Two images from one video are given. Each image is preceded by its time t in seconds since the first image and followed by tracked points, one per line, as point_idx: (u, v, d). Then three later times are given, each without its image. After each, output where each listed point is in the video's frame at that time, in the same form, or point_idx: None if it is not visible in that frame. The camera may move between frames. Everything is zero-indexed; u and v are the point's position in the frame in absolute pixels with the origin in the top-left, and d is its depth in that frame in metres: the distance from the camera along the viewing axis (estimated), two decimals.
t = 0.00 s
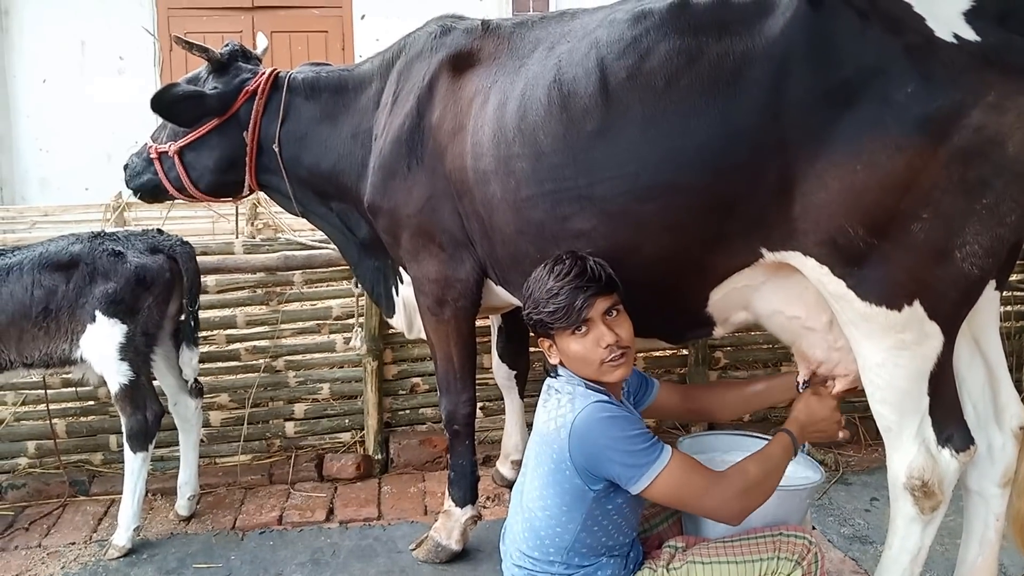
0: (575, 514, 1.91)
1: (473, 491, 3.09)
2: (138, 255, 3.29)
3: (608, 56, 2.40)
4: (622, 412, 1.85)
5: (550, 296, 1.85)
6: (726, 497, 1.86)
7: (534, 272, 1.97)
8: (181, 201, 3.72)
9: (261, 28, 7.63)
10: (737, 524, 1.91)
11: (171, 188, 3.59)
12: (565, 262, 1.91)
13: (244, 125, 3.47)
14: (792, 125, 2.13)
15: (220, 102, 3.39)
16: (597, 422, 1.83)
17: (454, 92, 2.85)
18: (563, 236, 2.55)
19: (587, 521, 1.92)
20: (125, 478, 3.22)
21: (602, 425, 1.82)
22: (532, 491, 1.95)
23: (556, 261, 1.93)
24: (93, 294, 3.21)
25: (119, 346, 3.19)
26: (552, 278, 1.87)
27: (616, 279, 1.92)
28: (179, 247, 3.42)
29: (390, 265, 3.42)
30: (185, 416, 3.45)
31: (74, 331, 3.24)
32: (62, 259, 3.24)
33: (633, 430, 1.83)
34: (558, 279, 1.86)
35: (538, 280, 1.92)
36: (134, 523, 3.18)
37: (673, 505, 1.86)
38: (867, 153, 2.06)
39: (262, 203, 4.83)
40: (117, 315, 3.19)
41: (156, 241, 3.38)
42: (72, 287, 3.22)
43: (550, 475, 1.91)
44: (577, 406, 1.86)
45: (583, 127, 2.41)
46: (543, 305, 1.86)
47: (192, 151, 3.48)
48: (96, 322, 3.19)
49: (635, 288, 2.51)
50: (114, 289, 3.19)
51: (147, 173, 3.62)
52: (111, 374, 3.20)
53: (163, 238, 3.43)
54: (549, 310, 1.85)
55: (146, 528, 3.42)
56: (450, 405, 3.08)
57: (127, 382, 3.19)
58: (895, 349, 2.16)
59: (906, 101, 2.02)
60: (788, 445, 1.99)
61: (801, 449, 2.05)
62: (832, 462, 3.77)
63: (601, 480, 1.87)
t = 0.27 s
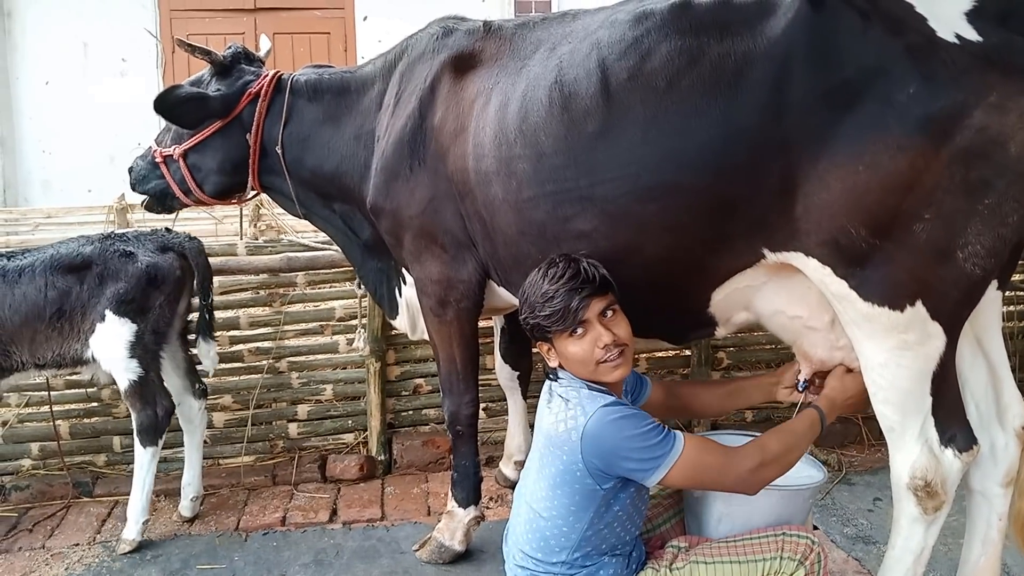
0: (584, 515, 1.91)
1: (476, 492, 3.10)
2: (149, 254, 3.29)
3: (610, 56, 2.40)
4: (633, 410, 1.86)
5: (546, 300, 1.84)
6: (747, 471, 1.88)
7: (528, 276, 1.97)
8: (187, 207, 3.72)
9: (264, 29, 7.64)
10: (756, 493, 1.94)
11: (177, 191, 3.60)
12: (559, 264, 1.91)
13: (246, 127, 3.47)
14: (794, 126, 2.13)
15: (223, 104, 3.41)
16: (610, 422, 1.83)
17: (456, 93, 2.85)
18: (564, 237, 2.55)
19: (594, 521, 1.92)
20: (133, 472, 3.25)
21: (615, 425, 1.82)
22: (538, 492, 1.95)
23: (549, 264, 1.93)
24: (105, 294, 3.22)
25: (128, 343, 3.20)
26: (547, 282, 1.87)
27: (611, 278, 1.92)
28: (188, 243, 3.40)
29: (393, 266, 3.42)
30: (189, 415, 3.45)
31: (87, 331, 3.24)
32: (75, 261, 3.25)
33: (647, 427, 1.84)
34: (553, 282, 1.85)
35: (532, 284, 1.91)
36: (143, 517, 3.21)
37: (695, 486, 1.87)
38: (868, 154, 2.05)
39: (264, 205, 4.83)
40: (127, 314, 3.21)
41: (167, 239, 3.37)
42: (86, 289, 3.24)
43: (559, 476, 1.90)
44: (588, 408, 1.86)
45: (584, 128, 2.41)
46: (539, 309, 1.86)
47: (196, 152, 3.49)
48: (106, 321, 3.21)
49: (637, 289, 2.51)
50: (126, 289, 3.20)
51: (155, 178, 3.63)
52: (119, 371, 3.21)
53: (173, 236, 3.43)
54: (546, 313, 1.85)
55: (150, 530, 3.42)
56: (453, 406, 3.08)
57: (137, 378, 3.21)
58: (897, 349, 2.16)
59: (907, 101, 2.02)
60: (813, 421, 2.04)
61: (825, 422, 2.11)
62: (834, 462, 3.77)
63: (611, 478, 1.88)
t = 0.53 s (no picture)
0: (582, 515, 1.91)
1: (479, 492, 3.10)
2: (152, 261, 3.31)
3: (610, 57, 2.40)
4: (629, 411, 1.86)
5: (555, 299, 1.85)
6: (734, 492, 1.87)
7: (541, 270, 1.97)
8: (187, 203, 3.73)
9: (266, 31, 7.65)
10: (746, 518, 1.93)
11: (174, 189, 3.60)
12: (572, 263, 1.91)
13: (248, 128, 3.48)
14: (794, 126, 2.13)
15: (225, 104, 3.41)
16: (604, 422, 1.83)
17: (457, 94, 2.85)
18: (565, 238, 2.55)
19: (592, 522, 1.91)
20: (159, 452, 3.32)
21: (609, 425, 1.83)
22: (538, 492, 1.95)
23: (563, 262, 1.93)
24: (106, 298, 3.24)
25: (128, 342, 3.23)
26: (559, 281, 1.87)
27: (623, 282, 1.92)
28: (188, 247, 3.37)
29: (395, 266, 3.42)
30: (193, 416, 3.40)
31: (88, 335, 3.25)
32: (76, 265, 3.26)
33: (640, 429, 1.84)
34: (565, 281, 1.86)
35: (545, 281, 1.92)
36: (163, 496, 3.37)
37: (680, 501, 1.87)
38: (869, 154, 2.05)
39: (267, 206, 4.84)
40: (127, 319, 3.23)
41: (169, 243, 3.38)
42: (88, 293, 3.24)
43: (556, 476, 1.91)
44: (583, 407, 1.86)
45: (585, 129, 2.42)
46: (548, 307, 1.87)
47: (197, 152, 3.49)
48: (105, 326, 3.22)
49: (638, 290, 2.51)
50: (128, 295, 3.22)
51: (154, 172, 3.64)
52: (124, 371, 3.25)
53: (175, 239, 3.43)
54: (554, 312, 1.85)
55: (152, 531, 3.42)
56: (455, 407, 3.08)
57: (145, 373, 3.25)
58: (898, 350, 2.16)
59: (908, 102, 2.02)
60: (789, 432, 1.99)
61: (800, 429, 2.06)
62: (836, 462, 3.77)
63: (607, 479, 1.87)
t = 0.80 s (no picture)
0: (583, 518, 1.91)
1: (481, 492, 3.10)
2: (151, 263, 3.30)
3: (611, 57, 2.40)
4: (629, 416, 1.86)
5: (558, 300, 1.85)
6: (728, 507, 1.87)
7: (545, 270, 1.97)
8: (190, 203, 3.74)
9: (268, 32, 7.66)
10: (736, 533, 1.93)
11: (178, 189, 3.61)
12: (576, 264, 1.90)
13: (251, 129, 3.48)
14: (795, 126, 2.13)
15: (228, 105, 3.42)
16: (604, 426, 1.83)
17: (458, 94, 2.86)
18: (566, 238, 2.55)
19: (594, 525, 1.91)
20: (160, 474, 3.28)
21: (609, 429, 1.82)
22: (540, 494, 1.95)
23: (567, 264, 1.92)
24: (109, 304, 3.24)
25: (138, 351, 3.23)
26: (562, 282, 1.87)
27: (627, 284, 1.91)
28: (187, 251, 3.38)
29: (397, 267, 3.42)
30: (194, 420, 3.47)
31: (89, 340, 3.26)
32: (74, 269, 3.25)
33: (639, 435, 1.83)
34: (568, 283, 1.85)
35: (548, 281, 1.92)
36: (175, 520, 3.22)
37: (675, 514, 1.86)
38: (870, 154, 2.05)
39: (269, 207, 4.85)
40: (133, 324, 3.23)
41: (168, 246, 3.38)
42: (86, 298, 3.24)
43: (558, 478, 1.91)
44: (585, 409, 1.86)
45: (586, 129, 2.41)
46: (550, 307, 1.87)
47: (201, 154, 3.50)
48: (112, 331, 3.22)
49: (640, 290, 2.51)
50: (130, 299, 3.22)
51: (156, 175, 3.64)
52: (132, 379, 3.24)
53: (174, 242, 3.43)
54: (556, 313, 1.85)
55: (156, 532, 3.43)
56: (458, 407, 3.08)
57: (150, 386, 3.25)
58: (900, 350, 2.15)
59: (909, 101, 2.01)
60: (780, 446, 1.98)
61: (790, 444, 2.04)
62: (839, 462, 3.76)
63: (608, 483, 1.87)
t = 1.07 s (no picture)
0: (593, 517, 1.90)
1: (483, 492, 3.10)
2: (149, 261, 3.31)
3: (611, 58, 2.40)
4: (643, 415, 1.85)
5: (565, 300, 1.84)
6: (754, 489, 1.88)
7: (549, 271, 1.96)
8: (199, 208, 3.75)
9: (270, 32, 7.66)
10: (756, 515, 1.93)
11: (187, 192, 3.61)
12: (582, 266, 1.90)
13: (254, 130, 3.49)
14: (796, 127, 2.13)
15: (232, 106, 3.42)
16: (619, 426, 1.82)
17: (460, 95, 2.86)
18: (567, 239, 2.55)
19: (603, 523, 1.91)
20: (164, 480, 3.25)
21: (625, 429, 1.82)
22: (547, 494, 1.94)
23: (570, 264, 1.92)
24: (107, 303, 3.24)
25: (139, 351, 3.22)
26: (568, 283, 1.87)
27: (631, 284, 1.92)
28: (187, 249, 3.44)
29: (399, 267, 3.43)
30: (195, 423, 3.47)
31: (86, 341, 3.27)
32: (71, 270, 3.27)
33: (656, 432, 1.83)
34: (574, 283, 1.85)
35: (551, 283, 1.91)
36: (180, 522, 3.22)
37: (698, 496, 1.87)
38: (871, 155, 2.05)
39: (271, 208, 4.85)
40: (133, 323, 3.23)
41: (166, 245, 3.41)
42: (82, 298, 3.25)
43: (567, 479, 1.90)
44: (598, 411, 1.85)
45: (587, 130, 2.41)
46: (558, 308, 1.86)
47: (204, 155, 3.50)
48: (112, 331, 3.23)
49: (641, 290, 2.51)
50: (128, 297, 3.22)
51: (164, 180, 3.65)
52: (133, 381, 3.22)
53: (172, 242, 3.45)
54: (564, 314, 1.84)
55: (158, 533, 3.43)
56: (460, 407, 3.08)
57: (152, 387, 3.22)
58: (902, 350, 2.15)
59: (910, 102, 2.01)
60: (822, 441, 2.01)
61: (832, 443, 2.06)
62: (841, 462, 3.75)
63: (620, 481, 1.87)
